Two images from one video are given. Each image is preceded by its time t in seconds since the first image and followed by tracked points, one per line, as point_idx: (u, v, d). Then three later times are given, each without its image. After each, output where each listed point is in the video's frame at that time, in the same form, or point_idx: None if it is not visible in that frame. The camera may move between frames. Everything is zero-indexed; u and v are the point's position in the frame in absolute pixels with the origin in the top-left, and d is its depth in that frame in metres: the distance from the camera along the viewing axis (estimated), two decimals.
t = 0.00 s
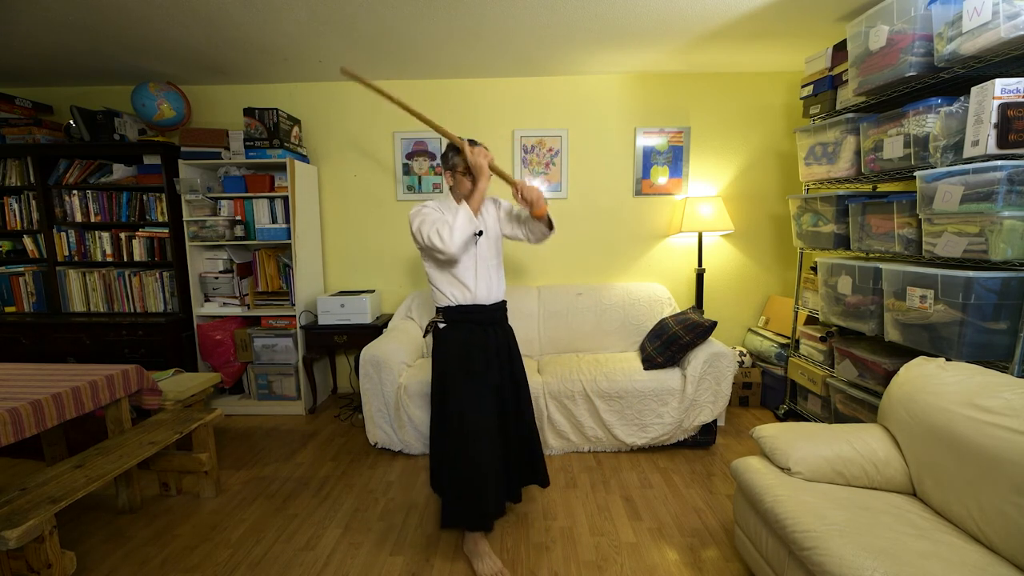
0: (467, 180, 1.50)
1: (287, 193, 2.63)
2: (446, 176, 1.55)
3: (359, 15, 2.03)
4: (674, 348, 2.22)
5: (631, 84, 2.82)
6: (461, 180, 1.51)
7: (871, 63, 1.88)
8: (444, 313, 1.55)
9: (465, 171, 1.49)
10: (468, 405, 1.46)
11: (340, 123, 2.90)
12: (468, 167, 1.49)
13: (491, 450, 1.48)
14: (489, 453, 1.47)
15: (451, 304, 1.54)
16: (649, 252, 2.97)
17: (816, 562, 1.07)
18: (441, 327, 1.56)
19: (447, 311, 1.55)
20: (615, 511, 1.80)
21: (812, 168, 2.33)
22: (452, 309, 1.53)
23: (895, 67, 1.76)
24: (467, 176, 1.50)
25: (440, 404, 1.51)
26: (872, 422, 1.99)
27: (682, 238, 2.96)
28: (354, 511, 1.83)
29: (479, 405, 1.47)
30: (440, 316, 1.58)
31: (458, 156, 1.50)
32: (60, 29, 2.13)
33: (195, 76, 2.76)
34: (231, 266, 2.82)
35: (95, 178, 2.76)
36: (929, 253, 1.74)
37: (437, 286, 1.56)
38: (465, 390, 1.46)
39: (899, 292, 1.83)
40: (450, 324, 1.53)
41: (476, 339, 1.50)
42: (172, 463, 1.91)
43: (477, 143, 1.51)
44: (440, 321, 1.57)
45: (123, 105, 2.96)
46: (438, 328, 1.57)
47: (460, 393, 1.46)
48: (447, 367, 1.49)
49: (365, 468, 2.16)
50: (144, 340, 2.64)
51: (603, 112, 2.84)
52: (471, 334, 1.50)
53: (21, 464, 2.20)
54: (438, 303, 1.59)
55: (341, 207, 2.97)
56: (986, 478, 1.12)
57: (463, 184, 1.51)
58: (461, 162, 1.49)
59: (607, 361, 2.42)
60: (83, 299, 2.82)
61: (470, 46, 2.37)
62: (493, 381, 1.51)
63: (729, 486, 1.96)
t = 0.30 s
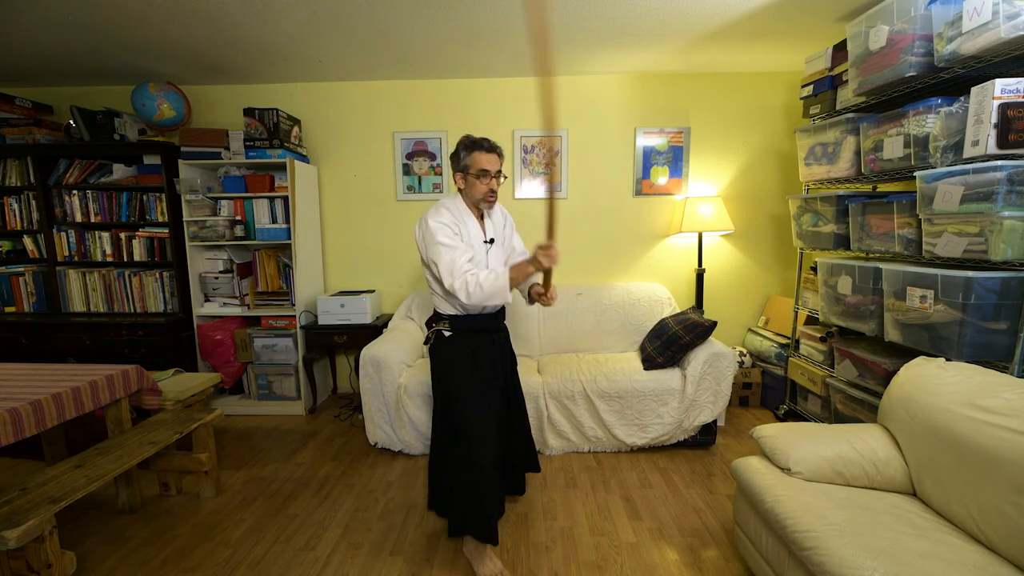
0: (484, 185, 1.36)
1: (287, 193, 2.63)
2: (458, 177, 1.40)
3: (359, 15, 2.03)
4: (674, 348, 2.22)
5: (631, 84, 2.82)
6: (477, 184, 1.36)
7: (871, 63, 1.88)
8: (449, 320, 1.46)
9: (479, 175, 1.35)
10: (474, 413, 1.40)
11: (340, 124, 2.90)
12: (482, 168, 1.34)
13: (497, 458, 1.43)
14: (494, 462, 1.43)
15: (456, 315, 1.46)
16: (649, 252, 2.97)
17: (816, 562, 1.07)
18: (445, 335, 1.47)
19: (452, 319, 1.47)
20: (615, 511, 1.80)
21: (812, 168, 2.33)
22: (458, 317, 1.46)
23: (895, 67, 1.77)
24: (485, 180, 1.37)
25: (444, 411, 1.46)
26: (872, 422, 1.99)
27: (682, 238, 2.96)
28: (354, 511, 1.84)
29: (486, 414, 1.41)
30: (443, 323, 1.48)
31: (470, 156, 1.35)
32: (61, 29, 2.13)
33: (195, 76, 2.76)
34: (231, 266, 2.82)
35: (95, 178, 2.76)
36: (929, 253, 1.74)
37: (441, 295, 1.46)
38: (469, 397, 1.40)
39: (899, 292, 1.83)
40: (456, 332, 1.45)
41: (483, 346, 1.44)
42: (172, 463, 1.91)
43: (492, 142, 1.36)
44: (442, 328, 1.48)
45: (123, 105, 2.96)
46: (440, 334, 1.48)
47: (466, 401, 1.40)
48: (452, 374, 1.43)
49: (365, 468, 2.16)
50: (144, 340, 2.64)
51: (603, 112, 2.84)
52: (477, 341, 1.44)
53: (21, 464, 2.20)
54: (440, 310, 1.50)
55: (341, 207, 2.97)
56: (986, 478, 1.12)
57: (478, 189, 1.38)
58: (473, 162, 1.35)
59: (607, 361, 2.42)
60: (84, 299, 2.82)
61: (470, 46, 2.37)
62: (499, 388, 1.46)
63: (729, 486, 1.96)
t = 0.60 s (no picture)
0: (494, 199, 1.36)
1: (287, 193, 2.63)
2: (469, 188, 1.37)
3: (358, 15, 2.03)
4: (674, 348, 2.22)
5: (631, 84, 2.82)
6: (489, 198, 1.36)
7: (871, 63, 1.88)
8: (454, 331, 1.41)
9: (493, 188, 1.34)
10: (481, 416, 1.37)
11: (340, 124, 2.90)
12: (497, 181, 1.33)
13: (505, 461, 1.41)
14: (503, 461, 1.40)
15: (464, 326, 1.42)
16: (649, 252, 2.97)
17: (816, 562, 1.07)
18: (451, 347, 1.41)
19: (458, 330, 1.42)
20: (615, 511, 1.80)
21: (812, 168, 2.33)
22: (464, 328, 1.41)
23: (895, 67, 1.77)
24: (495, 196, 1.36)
25: (448, 421, 1.40)
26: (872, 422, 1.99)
27: (682, 238, 2.96)
28: (354, 511, 1.83)
29: (495, 415, 1.39)
30: (449, 335, 1.42)
31: (484, 167, 1.33)
32: (61, 29, 2.13)
33: (195, 76, 2.76)
34: (231, 266, 2.82)
35: (95, 178, 2.76)
36: (929, 253, 1.74)
37: (450, 304, 1.41)
38: (474, 402, 1.37)
39: (899, 292, 1.83)
40: (460, 343, 1.41)
41: (487, 353, 1.42)
42: (172, 463, 1.91)
43: (506, 154, 1.34)
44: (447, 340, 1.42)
45: (122, 105, 2.95)
46: (444, 346, 1.42)
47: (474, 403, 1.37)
48: (457, 379, 1.38)
49: (365, 468, 2.16)
50: (144, 340, 2.64)
51: (603, 112, 2.84)
52: (481, 350, 1.41)
53: (21, 464, 2.20)
54: (443, 320, 1.44)
55: (341, 207, 2.98)
56: (986, 478, 1.12)
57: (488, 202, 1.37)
58: (486, 175, 1.33)
59: (607, 361, 2.42)
60: (84, 299, 2.82)
61: (470, 46, 2.37)
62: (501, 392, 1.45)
63: (729, 486, 1.96)
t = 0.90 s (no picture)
0: (503, 200, 1.36)
1: (287, 193, 2.63)
2: (476, 189, 1.37)
3: (358, 15, 2.03)
4: (674, 348, 2.22)
5: (631, 84, 2.82)
6: (498, 199, 1.36)
7: (871, 63, 1.88)
8: (453, 331, 1.41)
9: (503, 190, 1.34)
10: (480, 416, 1.37)
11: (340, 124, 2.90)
12: (506, 183, 1.33)
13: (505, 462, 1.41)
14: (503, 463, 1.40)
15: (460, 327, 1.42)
16: (649, 252, 2.97)
17: (816, 562, 1.07)
18: (450, 346, 1.40)
19: (456, 330, 1.41)
20: (615, 511, 1.80)
21: (812, 168, 2.33)
22: (462, 328, 1.40)
23: (895, 67, 1.76)
24: (502, 197, 1.35)
25: (448, 421, 1.40)
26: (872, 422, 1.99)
27: (682, 238, 2.96)
28: (355, 511, 1.83)
29: (494, 415, 1.39)
30: (447, 333, 1.41)
31: (493, 169, 1.32)
32: (61, 29, 2.13)
33: (195, 76, 2.76)
34: (231, 266, 2.82)
35: (95, 178, 2.76)
36: (929, 253, 1.74)
37: (450, 304, 1.40)
38: (474, 403, 1.37)
39: (899, 292, 1.83)
40: (459, 343, 1.40)
41: (486, 353, 1.43)
42: (172, 463, 1.91)
43: (516, 155, 1.34)
44: (445, 339, 1.41)
45: (123, 105, 2.95)
46: (443, 345, 1.41)
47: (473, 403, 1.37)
48: (457, 381, 1.38)
49: (365, 468, 2.16)
50: (144, 340, 2.64)
51: (603, 112, 2.84)
52: (481, 350, 1.42)
53: (21, 464, 2.20)
54: (442, 320, 1.44)
55: (341, 207, 2.98)
56: (986, 478, 1.12)
57: (497, 203, 1.37)
58: (496, 176, 1.33)
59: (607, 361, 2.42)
60: (83, 299, 2.82)
61: (469, 46, 2.37)
62: (501, 392, 1.45)
63: (729, 486, 1.96)
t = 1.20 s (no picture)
0: (523, 195, 1.36)
1: (287, 193, 2.63)
2: (494, 183, 1.35)
3: (357, 15, 2.03)
4: (674, 348, 2.22)
5: (631, 84, 2.82)
6: (517, 194, 1.35)
7: (871, 63, 1.88)
8: (449, 327, 1.39)
9: (523, 186, 1.34)
10: (479, 415, 1.35)
11: (340, 124, 2.90)
12: (527, 179, 1.33)
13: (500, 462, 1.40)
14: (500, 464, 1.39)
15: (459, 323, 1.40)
16: (649, 253, 2.97)
17: (816, 562, 1.07)
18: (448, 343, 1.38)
19: (453, 327, 1.39)
20: (615, 511, 1.80)
21: (812, 168, 2.33)
22: (458, 324, 1.39)
23: (895, 67, 1.76)
24: (521, 193, 1.35)
25: (442, 423, 1.36)
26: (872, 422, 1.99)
27: (682, 238, 2.96)
28: (354, 511, 1.83)
29: (492, 414, 1.38)
30: (443, 330, 1.39)
31: (515, 164, 1.32)
32: (61, 29, 2.14)
33: (195, 76, 2.76)
34: (231, 266, 2.82)
35: (95, 178, 2.76)
36: (929, 254, 1.74)
37: (452, 298, 1.38)
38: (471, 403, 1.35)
39: (899, 293, 1.83)
40: (455, 339, 1.38)
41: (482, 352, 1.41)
42: (172, 463, 1.91)
43: (536, 152, 1.35)
44: (442, 335, 1.38)
45: (123, 105, 2.96)
46: (439, 342, 1.38)
47: (473, 403, 1.35)
48: (453, 381, 1.35)
49: (365, 468, 2.16)
50: (144, 340, 2.64)
51: (603, 112, 2.84)
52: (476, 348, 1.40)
53: (21, 464, 2.20)
54: (441, 314, 1.40)
55: (341, 207, 2.98)
56: (986, 479, 1.12)
57: (516, 198, 1.37)
58: (517, 173, 1.32)
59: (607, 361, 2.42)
60: (84, 299, 2.82)
61: (470, 46, 2.37)
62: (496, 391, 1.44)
63: (729, 487, 1.96)
